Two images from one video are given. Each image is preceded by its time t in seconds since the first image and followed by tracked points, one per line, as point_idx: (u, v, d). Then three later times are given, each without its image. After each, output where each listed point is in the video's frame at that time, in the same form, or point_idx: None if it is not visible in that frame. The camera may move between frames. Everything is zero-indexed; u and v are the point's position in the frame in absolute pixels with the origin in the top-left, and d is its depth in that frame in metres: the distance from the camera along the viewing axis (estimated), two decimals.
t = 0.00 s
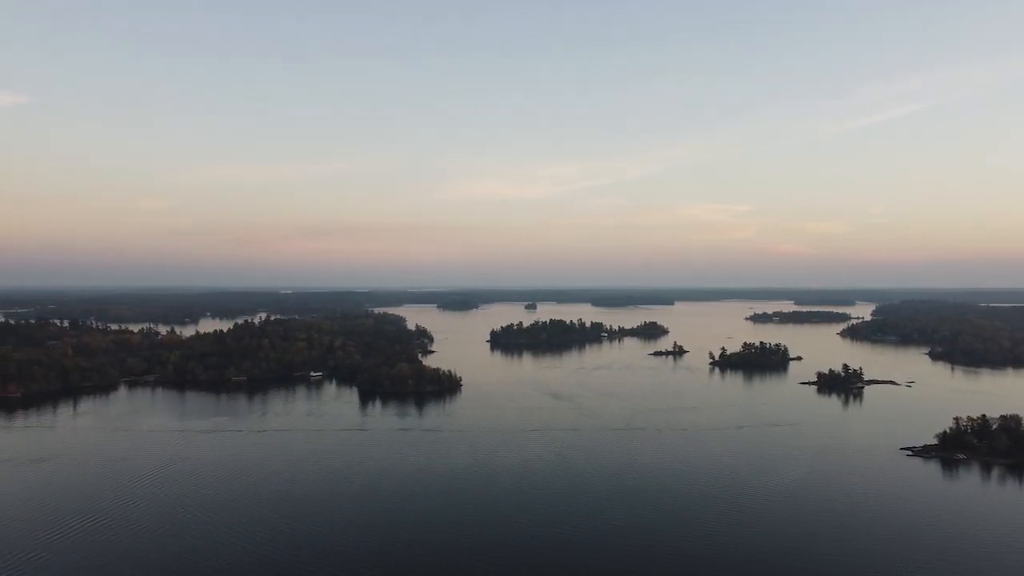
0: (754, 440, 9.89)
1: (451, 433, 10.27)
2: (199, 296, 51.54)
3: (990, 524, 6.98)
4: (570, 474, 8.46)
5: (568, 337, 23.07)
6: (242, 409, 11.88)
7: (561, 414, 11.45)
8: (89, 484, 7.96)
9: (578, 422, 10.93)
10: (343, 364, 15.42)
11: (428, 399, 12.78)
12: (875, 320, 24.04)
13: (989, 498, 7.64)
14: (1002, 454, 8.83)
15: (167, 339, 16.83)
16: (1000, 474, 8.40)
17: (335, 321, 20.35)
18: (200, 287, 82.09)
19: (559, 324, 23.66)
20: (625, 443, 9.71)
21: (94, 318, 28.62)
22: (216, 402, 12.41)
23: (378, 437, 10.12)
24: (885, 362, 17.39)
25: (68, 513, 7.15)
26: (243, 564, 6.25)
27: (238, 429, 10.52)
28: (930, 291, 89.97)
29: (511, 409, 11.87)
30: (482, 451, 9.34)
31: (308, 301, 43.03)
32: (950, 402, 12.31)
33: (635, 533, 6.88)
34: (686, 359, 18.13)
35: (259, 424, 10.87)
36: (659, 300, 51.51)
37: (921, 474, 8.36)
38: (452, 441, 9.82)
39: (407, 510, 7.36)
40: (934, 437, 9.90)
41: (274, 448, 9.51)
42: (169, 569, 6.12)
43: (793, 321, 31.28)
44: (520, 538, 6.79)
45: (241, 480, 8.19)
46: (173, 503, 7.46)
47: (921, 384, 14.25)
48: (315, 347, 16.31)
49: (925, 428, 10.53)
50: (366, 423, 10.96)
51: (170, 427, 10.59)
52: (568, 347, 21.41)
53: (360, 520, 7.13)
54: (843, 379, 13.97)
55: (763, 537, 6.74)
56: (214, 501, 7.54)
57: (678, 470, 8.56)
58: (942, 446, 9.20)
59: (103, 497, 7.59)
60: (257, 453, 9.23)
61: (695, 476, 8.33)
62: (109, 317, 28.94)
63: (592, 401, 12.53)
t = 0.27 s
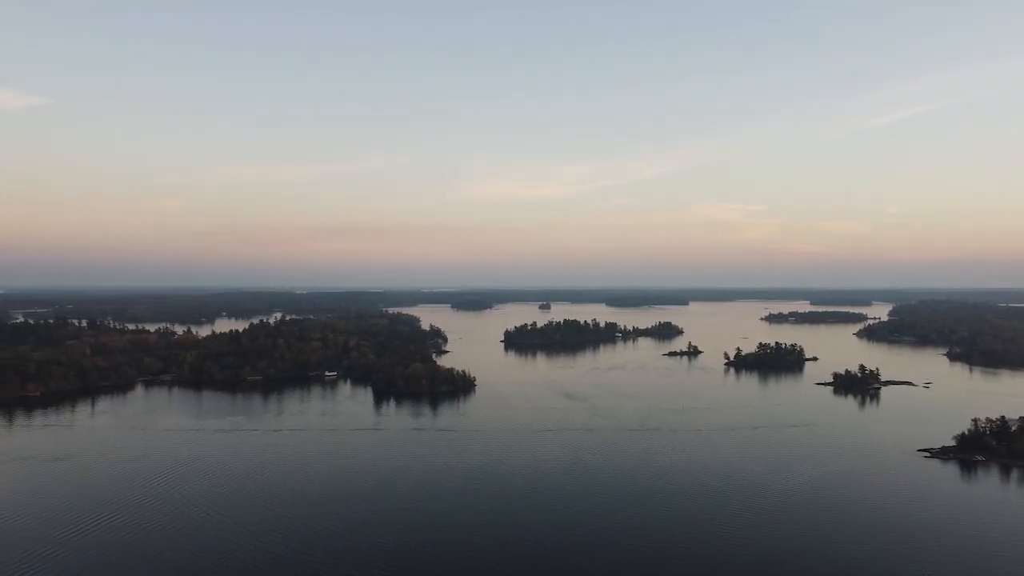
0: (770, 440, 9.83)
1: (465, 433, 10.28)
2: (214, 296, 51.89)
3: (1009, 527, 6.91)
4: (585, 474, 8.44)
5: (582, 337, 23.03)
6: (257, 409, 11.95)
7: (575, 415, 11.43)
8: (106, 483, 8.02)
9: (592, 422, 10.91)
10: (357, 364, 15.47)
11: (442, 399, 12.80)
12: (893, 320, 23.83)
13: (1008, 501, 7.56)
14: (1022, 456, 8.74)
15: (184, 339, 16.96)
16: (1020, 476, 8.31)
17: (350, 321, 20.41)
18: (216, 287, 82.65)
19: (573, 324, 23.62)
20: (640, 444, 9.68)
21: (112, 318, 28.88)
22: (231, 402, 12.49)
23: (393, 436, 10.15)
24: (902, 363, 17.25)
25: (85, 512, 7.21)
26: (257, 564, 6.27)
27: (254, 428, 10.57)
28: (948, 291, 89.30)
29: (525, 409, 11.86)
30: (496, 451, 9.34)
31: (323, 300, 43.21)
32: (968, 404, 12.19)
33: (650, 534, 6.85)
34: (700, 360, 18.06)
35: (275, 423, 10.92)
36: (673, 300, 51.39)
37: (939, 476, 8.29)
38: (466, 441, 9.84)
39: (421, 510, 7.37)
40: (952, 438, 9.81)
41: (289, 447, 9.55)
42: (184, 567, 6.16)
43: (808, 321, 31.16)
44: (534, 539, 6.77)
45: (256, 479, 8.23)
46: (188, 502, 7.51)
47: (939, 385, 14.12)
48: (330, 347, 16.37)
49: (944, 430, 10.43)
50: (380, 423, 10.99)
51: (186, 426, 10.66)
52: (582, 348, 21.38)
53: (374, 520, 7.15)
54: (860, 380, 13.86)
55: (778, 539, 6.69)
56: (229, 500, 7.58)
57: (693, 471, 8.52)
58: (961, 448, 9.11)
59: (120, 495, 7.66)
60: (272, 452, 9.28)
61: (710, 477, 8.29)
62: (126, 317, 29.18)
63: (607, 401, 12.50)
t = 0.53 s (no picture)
0: (785, 441, 9.78)
1: (480, 433, 10.30)
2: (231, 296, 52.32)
3: None
4: (597, 474, 8.43)
5: (597, 337, 23.00)
6: (273, 408, 12.02)
7: (589, 415, 11.41)
8: (123, 482, 8.10)
9: (606, 422, 10.89)
10: (372, 364, 15.53)
11: (457, 399, 12.81)
12: (911, 320, 23.62)
13: None
14: None
15: (200, 339, 17.09)
16: None
17: (365, 321, 20.48)
18: (233, 287, 83.21)
19: (588, 324, 23.58)
20: (654, 444, 9.65)
21: (130, 318, 29.12)
22: (247, 401, 12.58)
23: (407, 436, 10.19)
24: (920, 364, 17.09)
25: (101, 510, 7.28)
26: (269, 562, 6.31)
27: (269, 428, 10.64)
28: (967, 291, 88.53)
29: (539, 409, 11.86)
30: (510, 451, 9.35)
31: (339, 300, 43.40)
32: (987, 405, 12.04)
33: (662, 535, 6.82)
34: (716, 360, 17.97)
35: (290, 423, 10.99)
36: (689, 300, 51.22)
37: (957, 478, 8.19)
38: (481, 441, 9.86)
39: (433, 510, 7.39)
40: (970, 440, 9.70)
41: (304, 446, 9.61)
42: (197, 566, 6.20)
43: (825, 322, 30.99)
44: (546, 540, 6.76)
45: (270, 478, 8.28)
46: (203, 501, 7.57)
47: (958, 386, 13.94)
48: (345, 347, 16.43)
49: (962, 432, 10.30)
50: (395, 423, 11.03)
51: (202, 425, 10.74)
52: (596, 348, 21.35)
53: (387, 519, 7.17)
54: (877, 381, 13.73)
55: (791, 541, 6.64)
56: (244, 499, 7.63)
57: (707, 471, 8.49)
58: (979, 450, 9.01)
59: (137, 494, 7.74)
60: (287, 452, 9.33)
61: (724, 478, 8.25)
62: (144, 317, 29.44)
63: (621, 402, 12.46)
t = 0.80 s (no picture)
0: (801, 442, 9.72)
1: (493, 433, 10.31)
2: (247, 296, 52.66)
3: None
4: (610, 475, 8.40)
5: (611, 337, 22.95)
6: (288, 408, 12.09)
7: (604, 416, 11.39)
8: (139, 480, 8.17)
9: (620, 423, 10.87)
10: (386, 364, 15.58)
11: (471, 399, 12.83)
12: (929, 320, 23.39)
13: None
14: None
15: (217, 339, 17.20)
16: None
17: (380, 321, 20.55)
18: (249, 287, 83.77)
19: (603, 324, 23.54)
20: (668, 444, 9.63)
21: (147, 318, 29.34)
22: (263, 401, 12.65)
23: (421, 436, 10.22)
24: (938, 365, 16.93)
25: (116, 508, 7.33)
26: (280, 562, 6.33)
27: (284, 427, 10.70)
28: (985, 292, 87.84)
29: (553, 410, 11.85)
30: (524, 451, 9.36)
31: (354, 300, 43.58)
32: (1006, 407, 11.91)
33: (674, 537, 6.79)
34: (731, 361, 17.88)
35: (305, 422, 11.05)
36: (704, 300, 51.06)
37: (975, 480, 8.11)
38: (494, 441, 9.87)
39: (446, 510, 7.39)
40: (989, 442, 9.59)
41: (318, 446, 9.66)
42: (209, 564, 6.23)
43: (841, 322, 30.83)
44: (557, 542, 6.74)
45: (284, 477, 8.31)
46: (216, 500, 7.61)
47: (977, 387, 13.79)
48: (359, 347, 16.49)
49: (980, 433, 10.19)
50: (409, 423, 11.07)
51: (218, 424, 10.82)
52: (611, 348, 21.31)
53: (400, 520, 7.17)
54: (894, 382, 13.61)
55: (804, 543, 6.60)
56: (257, 499, 7.66)
57: (722, 473, 8.44)
58: (998, 452, 8.91)
59: (154, 492, 7.82)
60: (302, 451, 9.38)
61: (738, 479, 8.22)
62: (161, 317, 29.66)
63: (636, 402, 12.44)
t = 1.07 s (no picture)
0: (817, 444, 9.64)
1: (507, 433, 10.32)
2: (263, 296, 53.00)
3: None
4: (624, 476, 8.37)
5: (625, 338, 22.88)
6: (303, 408, 12.14)
7: (618, 416, 11.37)
8: (155, 479, 8.23)
9: (635, 424, 10.83)
10: (401, 364, 15.62)
11: (485, 399, 12.84)
12: (946, 320, 23.17)
13: None
14: None
15: (233, 339, 17.30)
16: None
17: (394, 321, 20.61)
18: (265, 287, 84.33)
19: (617, 324, 23.49)
20: (682, 445, 9.59)
21: (163, 318, 29.54)
22: (278, 401, 12.71)
23: (436, 436, 10.24)
24: (956, 366, 16.76)
25: (132, 507, 7.38)
26: (293, 562, 6.34)
27: (299, 427, 10.75)
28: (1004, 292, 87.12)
29: (567, 410, 11.84)
30: (537, 451, 9.36)
31: (369, 300, 43.75)
32: None
33: (687, 539, 6.74)
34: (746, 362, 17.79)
35: (320, 422, 11.09)
36: (719, 300, 50.89)
37: (994, 482, 8.02)
38: (508, 441, 9.87)
39: (458, 511, 7.38)
40: (1008, 444, 9.48)
41: (333, 445, 9.70)
42: (222, 564, 6.26)
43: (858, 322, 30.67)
44: (569, 543, 6.71)
45: (298, 477, 8.35)
46: (232, 499, 7.66)
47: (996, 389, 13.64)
48: (374, 347, 16.54)
49: (1000, 435, 10.08)
50: (423, 422, 11.09)
51: (234, 424, 10.89)
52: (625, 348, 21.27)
53: (413, 521, 7.17)
54: (911, 383, 13.48)
55: (819, 545, 6.56)
56: (270, 498, 7.69)
57: (737, 474, 8.38)
58: (1017, 454, 8.81)
59: (170, 490, 7.87)
60: (317, 450, 9.42)
61: (753, 480, 8.18)
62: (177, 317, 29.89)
63: (650, 403, 12.40)
